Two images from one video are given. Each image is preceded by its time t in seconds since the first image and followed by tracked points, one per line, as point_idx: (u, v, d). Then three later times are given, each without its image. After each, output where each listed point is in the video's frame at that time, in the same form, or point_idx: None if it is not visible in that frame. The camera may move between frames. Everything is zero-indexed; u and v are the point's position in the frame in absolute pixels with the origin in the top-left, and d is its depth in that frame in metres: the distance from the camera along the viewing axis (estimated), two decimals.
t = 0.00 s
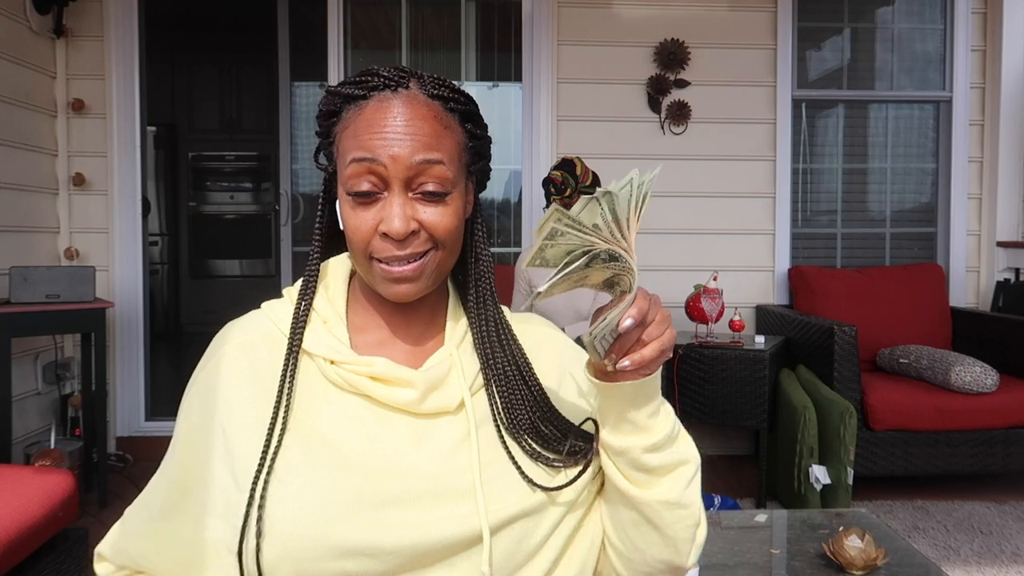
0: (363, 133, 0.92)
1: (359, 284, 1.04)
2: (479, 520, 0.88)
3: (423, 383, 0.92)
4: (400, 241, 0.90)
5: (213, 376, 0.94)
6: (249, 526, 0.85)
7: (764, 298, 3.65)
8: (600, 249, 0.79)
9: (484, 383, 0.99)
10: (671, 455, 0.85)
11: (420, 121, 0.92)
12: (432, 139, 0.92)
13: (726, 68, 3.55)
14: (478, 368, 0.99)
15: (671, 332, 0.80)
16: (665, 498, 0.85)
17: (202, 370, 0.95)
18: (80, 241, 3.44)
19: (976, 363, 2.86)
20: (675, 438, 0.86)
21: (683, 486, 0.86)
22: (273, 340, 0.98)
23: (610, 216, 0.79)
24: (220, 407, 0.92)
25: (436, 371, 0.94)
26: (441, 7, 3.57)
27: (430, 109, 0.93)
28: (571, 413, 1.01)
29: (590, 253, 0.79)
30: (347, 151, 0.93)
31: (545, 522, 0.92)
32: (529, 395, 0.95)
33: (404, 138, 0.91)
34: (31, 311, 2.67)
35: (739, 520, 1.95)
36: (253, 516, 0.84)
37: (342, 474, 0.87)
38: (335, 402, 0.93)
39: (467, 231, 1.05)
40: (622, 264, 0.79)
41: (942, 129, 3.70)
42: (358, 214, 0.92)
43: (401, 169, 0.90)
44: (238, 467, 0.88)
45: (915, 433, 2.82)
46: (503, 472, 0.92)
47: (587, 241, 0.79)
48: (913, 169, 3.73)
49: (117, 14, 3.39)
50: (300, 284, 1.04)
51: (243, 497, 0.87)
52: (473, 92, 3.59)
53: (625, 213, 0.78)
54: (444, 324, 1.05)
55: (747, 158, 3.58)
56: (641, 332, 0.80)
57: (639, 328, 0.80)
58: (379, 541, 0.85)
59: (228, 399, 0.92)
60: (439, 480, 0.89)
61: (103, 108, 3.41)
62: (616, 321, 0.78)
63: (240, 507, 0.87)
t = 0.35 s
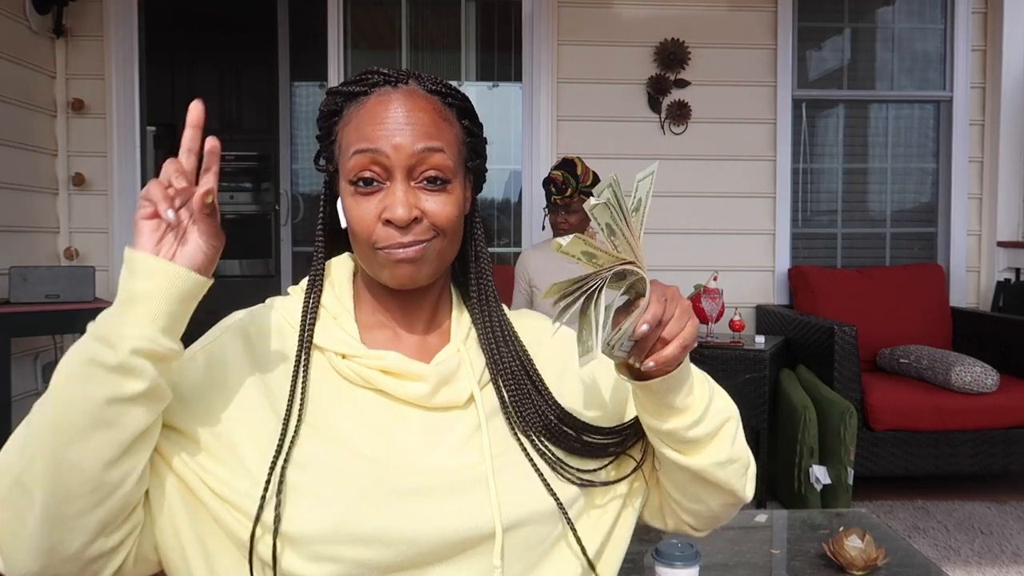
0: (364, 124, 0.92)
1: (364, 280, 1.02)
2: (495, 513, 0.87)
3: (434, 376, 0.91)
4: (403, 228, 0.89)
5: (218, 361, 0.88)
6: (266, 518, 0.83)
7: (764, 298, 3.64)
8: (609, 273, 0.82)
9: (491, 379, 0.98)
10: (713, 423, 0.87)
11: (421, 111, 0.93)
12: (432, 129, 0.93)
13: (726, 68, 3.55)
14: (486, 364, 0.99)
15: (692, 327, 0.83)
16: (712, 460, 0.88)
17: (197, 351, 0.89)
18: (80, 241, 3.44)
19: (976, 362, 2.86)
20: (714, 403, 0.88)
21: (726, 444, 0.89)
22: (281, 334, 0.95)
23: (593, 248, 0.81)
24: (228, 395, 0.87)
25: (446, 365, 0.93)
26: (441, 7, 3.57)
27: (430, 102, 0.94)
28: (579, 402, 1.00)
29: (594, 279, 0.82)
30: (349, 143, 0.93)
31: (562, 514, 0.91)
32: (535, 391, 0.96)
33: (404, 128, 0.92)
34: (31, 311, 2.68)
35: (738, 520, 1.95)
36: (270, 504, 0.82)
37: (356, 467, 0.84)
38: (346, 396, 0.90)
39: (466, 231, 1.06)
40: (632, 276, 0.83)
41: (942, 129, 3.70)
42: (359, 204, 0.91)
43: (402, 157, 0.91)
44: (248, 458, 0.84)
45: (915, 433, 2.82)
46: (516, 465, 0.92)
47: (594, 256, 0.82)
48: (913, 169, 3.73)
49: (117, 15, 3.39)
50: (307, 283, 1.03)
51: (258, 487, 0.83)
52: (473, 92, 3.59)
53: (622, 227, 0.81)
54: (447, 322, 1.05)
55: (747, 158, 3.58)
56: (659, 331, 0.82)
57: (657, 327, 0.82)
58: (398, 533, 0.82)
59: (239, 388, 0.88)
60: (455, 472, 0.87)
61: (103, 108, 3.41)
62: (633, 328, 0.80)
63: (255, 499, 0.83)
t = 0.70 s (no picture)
0: (399, 145, 0.91)
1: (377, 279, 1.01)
2: (497, 517, 0.88)
3: (443, 381, 0.91)
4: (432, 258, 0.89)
5: (235, 360, 0.88)
6: (284, 518, 0.82)
7: (764, 298, 3.64)
8: (615, 280, 0.81)
9: (497, 384, 0.99)
10: (669, 461, 0.90)
11: (457, 138, 0.92)
12: (468, 156, 0.92)
13: (726, 68, 3.55)
14: (492, 370, 0.99)
15: (677, 357, 0.85)
16: (661, 500, 0.90)
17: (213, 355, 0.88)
18: (80, 241, 3.43)
19: (976, 363, 2.86)
20: (676, 445, 0.91)
21: (677, 491, 0.91)
22: (294, 333, 0.94)
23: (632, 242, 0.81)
24: (252, 400, 0.87)
25: (456, 370, 0.92)
26: (441, 7, 3.56)
27: (467, 126, 0.93)
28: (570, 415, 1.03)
29: (608, 278, 0.81)
30: (383, 162, 0.92)
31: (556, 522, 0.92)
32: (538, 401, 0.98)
33: (440, 154, 0.91)
34: (31, 311, 2.68)
35: (738, 520, 1.95)
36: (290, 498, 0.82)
37: (368, 468, 0.84)
38: (357, 398, 0.90)
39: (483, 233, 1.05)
40: (637, 293, 0.81)
41: (942, 129, 3.70)
42: (388, 225, 0.91)
43: (437, 185, 0.90)
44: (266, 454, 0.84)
45: (915, 433, 2.82)
46: (519, 472, 0.92)
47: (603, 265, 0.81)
48: (913, 169, 3.73)
49: (117, 15, 3.39)
50: (320, 280, 1.02)
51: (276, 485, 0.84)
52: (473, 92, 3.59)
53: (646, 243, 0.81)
54: (455, 327, 1.04)
55: (747, 158, 3.58)
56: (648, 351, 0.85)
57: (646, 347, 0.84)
58: (410, 534, 0.83)
59: (264, 400, 0.87)
60: (462, 477, 0.87)
61: (103, 108, 3.41)
62: (620, 343, 0.82)
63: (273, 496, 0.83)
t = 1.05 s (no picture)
0: (407, 124, 0.93)
1: (384, 278, 1.01)
2: (499, 519, 0.88)
3: (448, 382, 0.91)
4: (441, 227, 0.89)
5: (238, 357, 0.87)
6: (285, 516, 0.82)
7: (764, 298, 3.64)
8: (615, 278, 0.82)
9: (501, 385, 0.99)
10: (671, 462, 0.91)
11: (464, 117, 0.93)
12: (474, 134, 0.94)
13: (726, 68, 3.55)
14: (497, 371, 1.00)
15: (681, 355, 0.85)
16: (663, 501, 0.90)
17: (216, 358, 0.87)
18: (80, 241, 3.43)
19: (976, 362, 2.86)
20: (679, 447, 0.91)
21: (678, 493, 0.91)
22: (299, 331, 0.94)
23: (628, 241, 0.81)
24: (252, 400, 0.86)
25: (460, 371, 0.93)
26: (441, 7, 3.56)
27: (473, 108, 0.95)
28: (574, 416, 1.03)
29: (607, 277, 0.82)
30: (392, 142, 0.93)
31: (558, 524, 0.92)
32: (543, 402, 0.98)
33: (447, 130, 0.92)
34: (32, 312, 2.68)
35: (739, 520, 1.95)
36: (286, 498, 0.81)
37: (373, 468, 0.84)
38: (362, 397, 0.90)
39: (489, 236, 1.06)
40: (638, 291, 0.82)
41: (942, 129, 3.70)
42: (396, 202, 0.91)
43: (444, 158, 0.91)
44: (265, 453, 0.84)
45: (915, 433, 2.82)
46: (522, 474, 0.92)
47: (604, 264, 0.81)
48: (913, 169, 3.73)
49: (117, 15, 3.39)
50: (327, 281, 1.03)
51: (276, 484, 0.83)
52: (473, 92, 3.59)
53: (646, 240, 0.82)
54: (461, 327, 1.05)
55: (747, 158, 3.58)
56: (648, 349, 0.85)
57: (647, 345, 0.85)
58: (410, 536, 0.82)
59: (262, 392, 0.87)
60: (464, 479, 0.87)
61: (103, 108, 3.41)
62: (621, 340, 0.83)
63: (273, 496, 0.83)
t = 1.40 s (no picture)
0: (405, 123, 0.93)
1: (384, 278, 1.01)
2: (500, 522, 0.87)
3: (447, 382, 0.91)
4: (440, 226, 0.88)
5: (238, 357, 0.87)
6: (284, 520, 0.82)
7: (764, 298, 3.64)
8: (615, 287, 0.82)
9: (503, 384, 0.99)
10: (649, 480, 0.92)
11: (461, 115, 0.94)
12: (472, 132, 0.94)
13: (726, 68, 3.55)
14: (497, 370, 0.99)
15: (673, 373, 0.85)
16: (635, 518, 0.91)
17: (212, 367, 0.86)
18: (80, 241, 3.44)
19: (976, 363, 2.86)
20: (659, 467, 0.93)
21: (651, 512, 0.92)
22: (298, 332, 0.94)
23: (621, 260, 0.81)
24: (251, 402, 0.86)
25: (460, 371, 0.93)
26: (441, 7, 3.56)
27: (471, 106, 0.95)
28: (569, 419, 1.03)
29: (612, 285, 0.82)
30: (389, 142, 0.93)
31: (557, 527, 0.92)
32: (540, 402, 0.98)
33: (444, 129, 0.92)
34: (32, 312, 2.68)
35: (738, 520, 1.95)
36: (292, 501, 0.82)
37: (372, 468, 0.84)
38: (361, 397, 0.90)
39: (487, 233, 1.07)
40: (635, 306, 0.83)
41: (942, 129, 3.70)
42: (393, 201, 0.91)
43: (441, 157, 0.91)
44: (266, 455, 0.84)
45: (915, 433, 2.82)
46: (524, 475, 0.92)
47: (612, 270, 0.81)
48: (913, 169, 3.73)
49: (118, 15, 3.39)
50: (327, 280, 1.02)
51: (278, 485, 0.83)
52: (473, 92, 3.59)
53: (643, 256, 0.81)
54: (462, 326, 1.05)
55: (747, 158, 3.58)
56: (642, 363, 0.85)
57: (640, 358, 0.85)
58: (408, 538, 0.83)
59: (264, 399, 0.87)
60: (464, 481, 0.87)
61: (103, 108, 3.41)
62: (611, 351, 0.83)
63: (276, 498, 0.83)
